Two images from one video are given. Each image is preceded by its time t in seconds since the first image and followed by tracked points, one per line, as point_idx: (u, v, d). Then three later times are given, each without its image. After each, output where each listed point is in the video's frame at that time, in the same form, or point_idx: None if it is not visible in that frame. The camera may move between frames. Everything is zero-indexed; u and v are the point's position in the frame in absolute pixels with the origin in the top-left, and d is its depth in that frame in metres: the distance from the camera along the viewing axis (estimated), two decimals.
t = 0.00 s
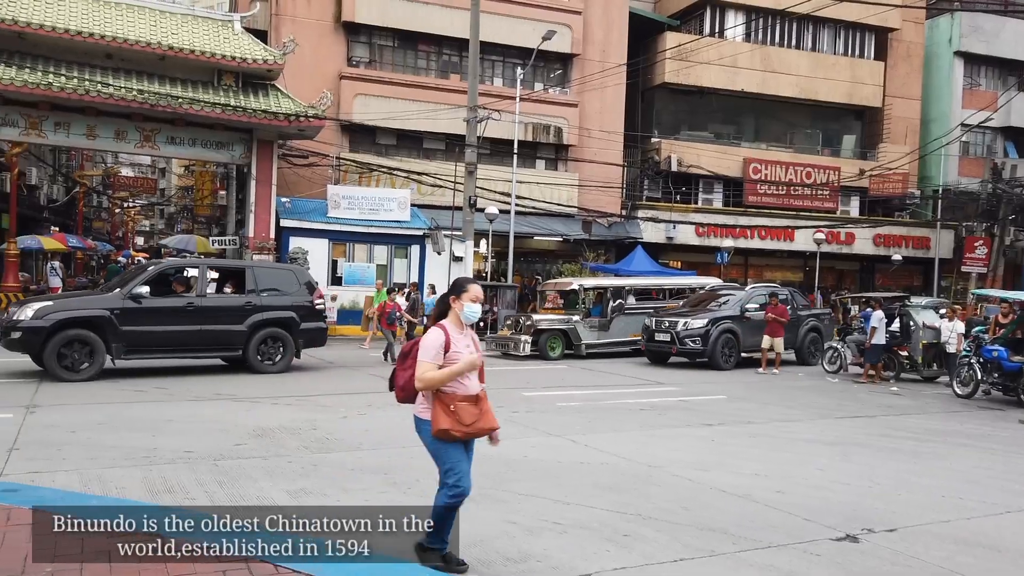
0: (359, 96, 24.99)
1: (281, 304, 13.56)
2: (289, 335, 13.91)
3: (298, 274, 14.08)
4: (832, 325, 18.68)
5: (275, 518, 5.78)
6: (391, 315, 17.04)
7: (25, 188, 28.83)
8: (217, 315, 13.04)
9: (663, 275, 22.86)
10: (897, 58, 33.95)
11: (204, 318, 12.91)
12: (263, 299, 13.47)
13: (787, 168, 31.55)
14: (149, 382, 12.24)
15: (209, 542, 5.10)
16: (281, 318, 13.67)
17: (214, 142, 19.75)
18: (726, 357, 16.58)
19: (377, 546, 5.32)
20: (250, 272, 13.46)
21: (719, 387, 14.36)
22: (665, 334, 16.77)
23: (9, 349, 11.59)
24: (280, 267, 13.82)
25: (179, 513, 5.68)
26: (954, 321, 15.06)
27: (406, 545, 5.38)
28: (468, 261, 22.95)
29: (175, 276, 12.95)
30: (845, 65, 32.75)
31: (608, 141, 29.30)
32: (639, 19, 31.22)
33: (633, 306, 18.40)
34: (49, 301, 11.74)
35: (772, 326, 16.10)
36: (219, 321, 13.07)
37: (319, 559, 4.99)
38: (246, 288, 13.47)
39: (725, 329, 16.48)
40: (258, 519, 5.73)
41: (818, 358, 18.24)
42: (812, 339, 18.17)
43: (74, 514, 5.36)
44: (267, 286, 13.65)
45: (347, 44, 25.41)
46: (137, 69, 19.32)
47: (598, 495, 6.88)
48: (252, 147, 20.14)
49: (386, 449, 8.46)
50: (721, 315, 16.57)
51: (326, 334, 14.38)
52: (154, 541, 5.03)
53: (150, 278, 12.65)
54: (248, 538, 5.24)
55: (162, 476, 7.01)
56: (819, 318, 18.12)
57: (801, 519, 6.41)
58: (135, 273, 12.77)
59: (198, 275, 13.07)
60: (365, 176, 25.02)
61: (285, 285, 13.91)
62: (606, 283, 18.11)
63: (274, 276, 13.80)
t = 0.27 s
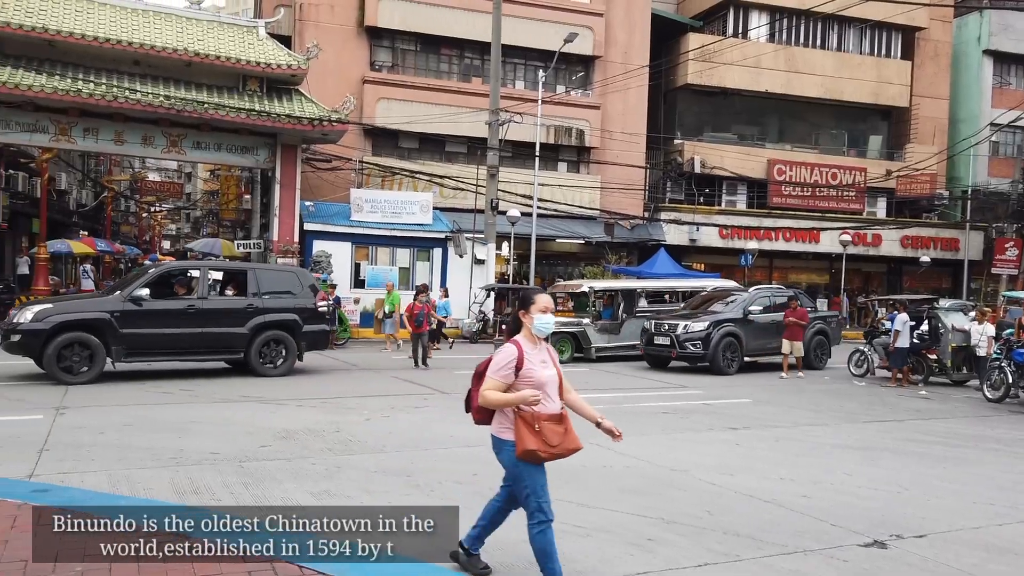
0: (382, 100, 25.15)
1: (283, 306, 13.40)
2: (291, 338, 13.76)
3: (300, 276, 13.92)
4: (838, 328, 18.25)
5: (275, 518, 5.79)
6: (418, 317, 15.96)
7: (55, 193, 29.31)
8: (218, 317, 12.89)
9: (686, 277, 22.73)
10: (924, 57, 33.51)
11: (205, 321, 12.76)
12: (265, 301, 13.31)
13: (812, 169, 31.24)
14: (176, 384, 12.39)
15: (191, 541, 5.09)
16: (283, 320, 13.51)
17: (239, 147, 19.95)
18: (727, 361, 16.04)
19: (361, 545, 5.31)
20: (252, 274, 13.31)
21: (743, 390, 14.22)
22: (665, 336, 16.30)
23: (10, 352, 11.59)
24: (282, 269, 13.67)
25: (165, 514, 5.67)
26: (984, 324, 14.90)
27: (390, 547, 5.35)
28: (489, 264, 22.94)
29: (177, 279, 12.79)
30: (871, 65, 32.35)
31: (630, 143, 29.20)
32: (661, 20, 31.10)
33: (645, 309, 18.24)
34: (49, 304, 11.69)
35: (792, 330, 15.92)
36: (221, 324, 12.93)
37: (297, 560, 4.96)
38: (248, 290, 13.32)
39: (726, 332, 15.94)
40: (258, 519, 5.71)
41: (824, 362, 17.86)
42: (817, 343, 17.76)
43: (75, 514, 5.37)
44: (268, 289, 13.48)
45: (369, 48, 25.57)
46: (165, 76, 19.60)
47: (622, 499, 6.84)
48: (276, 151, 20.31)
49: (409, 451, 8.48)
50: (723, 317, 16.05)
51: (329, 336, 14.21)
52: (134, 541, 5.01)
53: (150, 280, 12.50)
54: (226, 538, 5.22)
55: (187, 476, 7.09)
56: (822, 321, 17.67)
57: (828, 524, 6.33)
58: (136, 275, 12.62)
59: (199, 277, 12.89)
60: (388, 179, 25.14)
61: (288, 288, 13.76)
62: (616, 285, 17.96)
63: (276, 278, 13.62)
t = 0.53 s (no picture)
0: (404, 104, 25.29)
1: (285, 309, 13.31)
2: (295, 340, 13.69)
3: (303, 278, 13.80)
4: (844, 331, 17.78)
5: (274, 518, 5.82)
6: (444, 321, 15.40)
7: (83, 198, 29.79)
8: (220, 320, 12.83)
9: (708, 280, 22.60)
10: (951, 56, 33.10)
11: (207, 324, 12.71)
12: (268, 304, 13.22)
13: (837, 170, 30.91)
14: (202, 386, 12.54)
15: (174, 541, 5.10)
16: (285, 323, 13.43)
17: (263, 152, 20.16)
18: (726, 366, 15.63)
19: (342, 545, 5.31)
20: (255, 277, 13.21)
21: (766, 394, 14.10)
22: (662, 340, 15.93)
23: (12, 355, 11.58)
24: (285, 272, 13.55)
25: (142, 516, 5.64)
26: (1016, 326, 14.48)
27: (371, 548, 5.36)
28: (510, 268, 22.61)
29: (179, 281, 12.70)
30: (897, 65, 31.95)
31: (651, 146, 29.10)
32: (683, 22, 30.97)
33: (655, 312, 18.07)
34: (49, 306, 11.65)
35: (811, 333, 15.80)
36: (223, 327, 12.87)
37: (281, 559, 4.97)
38: (250, 292, 13.22)
39: (725, 336, 15.49)
40: (257, 520, 5.74)
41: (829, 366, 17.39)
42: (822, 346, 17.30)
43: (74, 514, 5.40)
44: (271, 291, 13.40)
45: (391, 53, 25.73)
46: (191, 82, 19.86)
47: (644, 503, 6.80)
48: (299, 156, 20.49)
49: (431, 453, 8.50)
50: (723, 320, 15.60)
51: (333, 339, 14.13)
52: (114, 541, 5.00)
53: (152, 282, 12.43)
54: (206, 538, 5.22)
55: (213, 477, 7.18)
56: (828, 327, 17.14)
57: (853, 529, 6.25)
58: (138, 278, 12.57)
59: (201, 279, 12.82)
60: (410, 183, 25.25)
61: (291, 290, 13.67)
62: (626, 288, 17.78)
63: (278, 281, 13.54)
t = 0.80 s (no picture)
0: (426, 108, 25.39)
1: (291, 312, 13.26)
2: (300, 344, 13.62)
3: (309, 281, 13.74)
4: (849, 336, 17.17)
5: (274, 518, 5.85)
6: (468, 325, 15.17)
7: (111, 203, 30.28)
8: (225, 323, 12.81)
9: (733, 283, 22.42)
10: (980, 55, 32.61)
11: (212, 327, 12.70)
12: (273, 307, 13.18)
13: (863, 171, 30.53)
14: (229, 388, 12.68)
15: (146, 541, 5.14)
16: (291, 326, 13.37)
17: (287, 156, 20.37)
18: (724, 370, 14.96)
19: (315, 545, 5.31)
20: (261, 280, 13.18)
21: (791, 397, 13.95)
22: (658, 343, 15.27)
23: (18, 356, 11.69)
24: (291, 275, 13.51)
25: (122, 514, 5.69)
26: None
27: (345, 547, 5.35)
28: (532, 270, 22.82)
29: (184, 284, 12.71)
30: (925, 64, 31.50)
31: (674, 148, 28.94)
32: (706, 23, 30.80)
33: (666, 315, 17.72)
34: (54, 309, 11.74)
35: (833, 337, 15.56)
36: (229, 329, 12.85)
37: (253, 560, 4.98)
38: (256, 296, 13.19)
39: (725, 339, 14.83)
40: (258, 520, 5.79)
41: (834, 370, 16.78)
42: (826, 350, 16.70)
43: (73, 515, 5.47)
44: (277, 295, 13.36)
45: (414, 58, 25.86)
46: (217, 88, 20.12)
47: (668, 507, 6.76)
48: (322, 160, 20.66)
49: (454, 456, 8.51)
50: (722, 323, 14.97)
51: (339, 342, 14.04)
52: (88, 541, 5.06)
53: (158, 285, 12.47)
54: (180, 538, 5.25)
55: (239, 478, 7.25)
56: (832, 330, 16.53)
57: (882, 536, 6.16)
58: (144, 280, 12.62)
59: (207, 282, 12.82)
60: (432, 187, 25.34)
61: (297, 293, 13.62)
62: (638, 290, 17.45)
63: (284, 284, 13.49)
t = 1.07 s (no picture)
0: (449, 112, 25.47)
1: (297, 315, 13.18)
2: (306, 348, 13.51)
3: (315, 285, 13.67)
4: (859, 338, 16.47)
5: (275, 518, 5.90)
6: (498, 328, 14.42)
7: (141, 208, 30.79)
8: (231, 326, 12.70)
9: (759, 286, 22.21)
10: (1012, 54, 32.06)
11: (217, 330, 12.60)
12: (279, 310, 13.08)
13: (892, 172, 30.11)
14: (255, 391, 12.80)
15: (130, 540, 5.20)
16: (297, 330, 13.27)
17: (313, 161, 20.55)
18: (723, 375, 14.39)
19: (300, 545, 5.35)
20: (266, 283, 13.10)
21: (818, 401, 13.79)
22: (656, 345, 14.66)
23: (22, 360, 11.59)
24: (297, 278, 13.44)
25: (108, 513, 5.74)
26: None
27: (329, 548, 5.37)
28: (557, 274, 22.44)
29: (189, 287, 12.64)
30: (955, 63, 31.00)
31: (699, 150, 28.74)
32: (730, 24, 30.60)
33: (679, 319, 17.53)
34: (59, 312, 11.65)
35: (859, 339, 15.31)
36: (235, 333, 12.76)
37: (236, 560, 5.03)
38: (261, 299, 13.10)
39: (725, 343, 14.24)
40: (258, 520, 5.85)
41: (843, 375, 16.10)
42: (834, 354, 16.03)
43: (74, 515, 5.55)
44: (282, 298, 13.25)
45: (437, 62, 25.98)
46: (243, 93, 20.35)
47: (694, 512, 6.71)
48: (347, 165, 20.81)
49: (478, 459, 8.52)
50: (723, 326, 14.36)
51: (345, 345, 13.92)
52: (72, 541, 5.12)
53: (163, 288, 12.38)
54: (165, 537, 5.31)
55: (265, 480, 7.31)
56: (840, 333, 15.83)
57: (914, 542, 6.05)
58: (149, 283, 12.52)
59: (212, 284, 12.73)
60: (456, 190, 25.43)
61: (303, 297, 13.54)
62: (649, 292, 17.31)
63: (289, 287, 13.38)
